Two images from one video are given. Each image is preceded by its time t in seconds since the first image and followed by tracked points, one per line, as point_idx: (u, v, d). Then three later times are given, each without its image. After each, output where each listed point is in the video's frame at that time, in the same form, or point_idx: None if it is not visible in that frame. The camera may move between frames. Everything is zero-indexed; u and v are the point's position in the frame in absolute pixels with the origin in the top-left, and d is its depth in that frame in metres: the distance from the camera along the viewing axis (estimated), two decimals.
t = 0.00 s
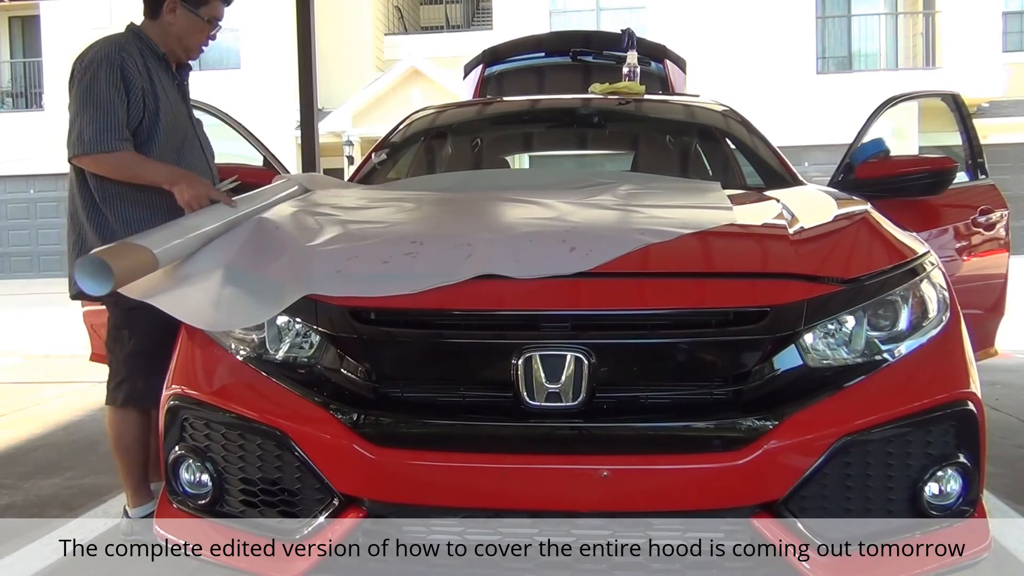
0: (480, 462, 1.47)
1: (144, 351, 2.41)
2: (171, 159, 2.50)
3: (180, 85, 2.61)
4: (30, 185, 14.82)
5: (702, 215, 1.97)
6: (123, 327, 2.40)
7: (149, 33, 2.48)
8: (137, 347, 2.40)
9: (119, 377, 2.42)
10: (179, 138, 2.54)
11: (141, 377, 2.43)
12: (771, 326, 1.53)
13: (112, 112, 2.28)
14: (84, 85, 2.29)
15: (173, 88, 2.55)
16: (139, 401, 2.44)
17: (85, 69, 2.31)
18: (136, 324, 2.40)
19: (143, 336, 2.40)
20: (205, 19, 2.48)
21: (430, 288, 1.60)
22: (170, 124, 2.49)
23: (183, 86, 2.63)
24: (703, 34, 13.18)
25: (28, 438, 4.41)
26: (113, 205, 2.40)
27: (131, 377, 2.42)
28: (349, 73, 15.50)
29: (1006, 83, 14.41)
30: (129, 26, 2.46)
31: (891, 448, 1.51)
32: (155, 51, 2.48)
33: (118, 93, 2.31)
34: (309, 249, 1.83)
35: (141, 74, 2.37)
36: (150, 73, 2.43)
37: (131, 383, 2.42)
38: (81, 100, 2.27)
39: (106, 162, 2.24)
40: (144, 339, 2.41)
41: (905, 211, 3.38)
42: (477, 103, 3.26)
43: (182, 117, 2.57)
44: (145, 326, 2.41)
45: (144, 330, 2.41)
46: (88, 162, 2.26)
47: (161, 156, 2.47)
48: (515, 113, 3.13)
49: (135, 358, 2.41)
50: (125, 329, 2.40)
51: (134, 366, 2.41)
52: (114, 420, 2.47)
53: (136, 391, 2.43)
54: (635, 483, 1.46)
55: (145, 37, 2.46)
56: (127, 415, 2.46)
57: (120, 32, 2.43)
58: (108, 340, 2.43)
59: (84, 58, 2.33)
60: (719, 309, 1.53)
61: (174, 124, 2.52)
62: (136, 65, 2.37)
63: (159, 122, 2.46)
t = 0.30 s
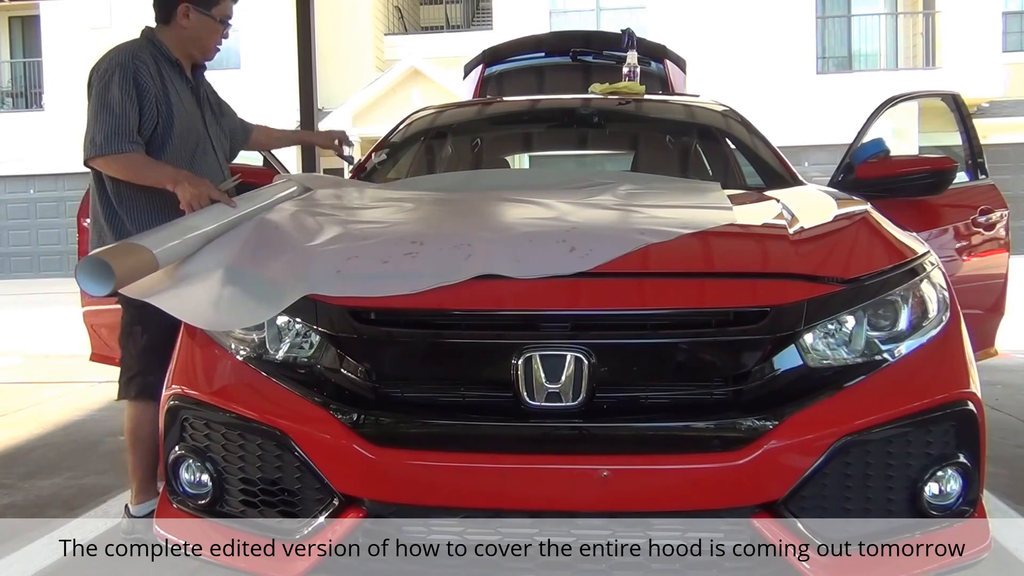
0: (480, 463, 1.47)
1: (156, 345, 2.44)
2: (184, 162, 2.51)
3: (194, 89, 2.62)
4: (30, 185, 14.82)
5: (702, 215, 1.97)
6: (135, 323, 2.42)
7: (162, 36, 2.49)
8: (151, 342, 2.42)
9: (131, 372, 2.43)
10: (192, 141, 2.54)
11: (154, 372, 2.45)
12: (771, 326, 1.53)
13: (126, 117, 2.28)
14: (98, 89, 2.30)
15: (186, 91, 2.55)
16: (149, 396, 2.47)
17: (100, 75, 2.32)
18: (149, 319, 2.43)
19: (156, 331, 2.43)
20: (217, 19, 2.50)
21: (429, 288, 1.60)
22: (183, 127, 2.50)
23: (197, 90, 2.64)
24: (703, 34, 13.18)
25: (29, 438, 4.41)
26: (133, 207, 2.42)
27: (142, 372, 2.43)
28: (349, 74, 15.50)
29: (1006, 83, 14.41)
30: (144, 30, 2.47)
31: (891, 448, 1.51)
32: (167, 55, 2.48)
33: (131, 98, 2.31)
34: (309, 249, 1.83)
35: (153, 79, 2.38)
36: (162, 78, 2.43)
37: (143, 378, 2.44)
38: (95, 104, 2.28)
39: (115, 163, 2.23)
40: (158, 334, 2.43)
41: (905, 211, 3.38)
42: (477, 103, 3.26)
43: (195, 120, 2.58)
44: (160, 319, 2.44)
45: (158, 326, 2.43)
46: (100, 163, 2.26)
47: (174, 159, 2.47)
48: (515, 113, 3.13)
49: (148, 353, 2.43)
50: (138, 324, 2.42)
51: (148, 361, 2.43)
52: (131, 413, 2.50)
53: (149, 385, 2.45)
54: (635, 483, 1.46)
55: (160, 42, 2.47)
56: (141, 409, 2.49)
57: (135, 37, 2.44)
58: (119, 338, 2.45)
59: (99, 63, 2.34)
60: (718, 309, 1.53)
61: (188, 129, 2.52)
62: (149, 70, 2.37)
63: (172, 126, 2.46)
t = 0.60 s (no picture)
0: (480, 463, 1.47)
1: (137, 348, 2.44)
2: (169, 162, 2.51)
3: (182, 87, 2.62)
4: (30, 185, 14.81)
5: (703, 215, 1.97)
6: (116, 326, 2.42)
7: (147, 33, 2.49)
8: (129, 345, 2.42)
9: (113, 374, 2.45)
10: (178, 140, 2.54)
11: (133, 375, 2.45)
12: (771, 326, 1.53)
13: (102, 120, 2.29)
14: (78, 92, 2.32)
15: (171, 90, 2.55)
16: (132, 400, 2.46)
17: (79, 77, 2.34)
18: (127, 321, 2.42)
19: (135, 333, 2.42)
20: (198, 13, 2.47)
21: (429, 288, 1.60)
22: (167, 127, 2.50)
23: (187, 89, 2.64)
24: (703, 34, 13.18)
25: (28, 438, 4.40)
26: (107, 209, 2.42)
27: (122, 374, 2.44)
28: (349, 74, 15.50)
29: (1006, 83, 14.40)
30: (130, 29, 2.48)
31: (891, 448, 1.51)
32: (151, 54, 2.48)
33: (109, 101, 2.32)
34: (308, 249, 1.83)
35: (134, 80, 2.38)
36: (145, 78, 2.43)
37: (123, 380, 2.44)
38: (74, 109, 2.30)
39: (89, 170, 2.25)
40: (137, 336, 2.42)
41: (905, 211, 3.38)
42: (477, 103, 3.26)
43: (182, 119, 2.57)
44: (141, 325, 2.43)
45: (137, 329, 2.42)
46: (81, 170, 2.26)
47: (158, 159, 2.48)
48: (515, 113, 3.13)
49: (128, 355, 2.43)
50: (118, 327, 2.42)
51: (127, 363, 2.44)
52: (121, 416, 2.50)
53: (129, 388, 2.44)
54: (635, 482, 1.46)
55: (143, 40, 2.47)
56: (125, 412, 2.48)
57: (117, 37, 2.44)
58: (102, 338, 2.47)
59: (79, 64, 2.35)
60: (719, 309, 1.53)
61: (171, 127, 2.52)
62: (129, 71, 2.37)
63: (155, 126, 2.46)
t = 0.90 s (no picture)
0: (479, 463, 1.48)
1: (150, 349, 2.43)
2: (181, 162, 2.52)
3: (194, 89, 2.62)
4: (30, 185, 14.81)
5: (703, 215, 1.97)
6: (130, 325, 2.42)
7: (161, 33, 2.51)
8: (143, 346, 2.42)
9: (124, 373, 2.44)
10: (190, 142, 2.55)
11: (147, 374, 2.45)
12: (771, 326, 1.53)
13: (120, 120, 2.29)
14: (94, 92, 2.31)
15: (184, 92, 2.55)
16: (144, 399, 2.47)
17: (96, 75, 2.33)
18: (143, 322, 2.42)
19: (149, 334, 2.42)
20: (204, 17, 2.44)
21: (429, 288, 1.60)
22: (181, 128, 2.50)
23: (197, 91, 2.64)
24: (703, 34, 13.18)
25: (29, 438, 4.40)
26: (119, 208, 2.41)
27: (135, 374, 2.44)
28: (349, 74, 15.50)
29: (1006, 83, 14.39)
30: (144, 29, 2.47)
31: (891, 448, 1.51)
32: (166, 56, 2.48)
33: (126, 101, 2.31)
34: (308, 249, 1.82)
35: (150, 81, 2.38)
36: (160, 79, 2.43)
37: (135, 381, 2.44)
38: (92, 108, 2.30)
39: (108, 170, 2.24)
40: (151, 337, 2.42)
41: (905, 211, 3.38)
42: (477, 103, 3.26)
43: (193, 120, 2.58)
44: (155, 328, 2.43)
45: (151, 329, 2.42)
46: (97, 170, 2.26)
47: (170, 161, 2.48)
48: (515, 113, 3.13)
49: (141, 356, 2.43)
50: (132, 327, 2.42)
51: (140, 364, 2.43)
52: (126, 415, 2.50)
53: (142, 388, 2.45)
54: (635, 483, 1.46)
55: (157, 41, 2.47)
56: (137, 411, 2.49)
57: (133, 36, 2.44)
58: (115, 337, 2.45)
59: (96, 63, 2.35)
60: (718, 309, 1.53)
61: (184, 129, 2.52)
62: (147, 72, 2.38)
63: (169, 128, 2.47)
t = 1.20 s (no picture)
0: (479, 463, 1.48)
1: (149, 349, 2.43)
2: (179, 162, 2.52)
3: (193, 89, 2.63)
4: (30, 185, 14.80)
5: (703, 215, 1.97)
6: (128, 325, 2.42)
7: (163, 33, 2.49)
8: (143, 346, 2.41)
9: (123, 373, 2.44)
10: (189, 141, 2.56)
11: (145, 374, 2.45)
12: (771, 326, 1.53)
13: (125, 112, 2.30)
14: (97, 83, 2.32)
15: (183, 91, 2.56)
16: (143, 400, 2.46)
17: (102, 67, 2.34)
18: (142, 321, 2.42)
19: (147, 334, 2.42)
20: (217, 24, 2.47)
21: (429, 288, 1.60)
22: (180, 127, 2.51)
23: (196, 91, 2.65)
24: (703, 34, 13.18)
25: (29, 438, 4.40)
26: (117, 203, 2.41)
27: (134, 375, 2.44)
28: (349, 74, 15.50)
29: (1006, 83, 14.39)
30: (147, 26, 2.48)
31: (891, 448, 1.51)
32: (169, 53, 2.49)
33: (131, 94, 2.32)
34: (308, 249, 1.82)
35: (154, 76, 2.39)
36: (163, 76, 2.44)
37: (133, 381, 2.44)
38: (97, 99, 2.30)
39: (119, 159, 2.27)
40: (149, 337, 2.42)
41: (905, 211, 3.38)
42: (477, 103, 3.26)
43: (192, 120, 2.59)
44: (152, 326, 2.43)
45: (150, 328, 2.43)
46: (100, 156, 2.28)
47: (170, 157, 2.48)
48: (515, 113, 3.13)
49: (139, 356, 2.42)
50: (130, 326, 2.41)
51: (138, 364, 2.43)
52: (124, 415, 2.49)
53: (142, 388, 2.45)
54: (635, 483, 1.46)
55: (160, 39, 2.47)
56: (136, 412, 2.48)
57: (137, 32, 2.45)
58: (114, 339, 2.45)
59: (101, 56, 2.35)
60: (719, 309, 1.53)
61: (183, 126, 2.52)
62: (151, 67, 2.39)
63: (169, 125, 2.47)
